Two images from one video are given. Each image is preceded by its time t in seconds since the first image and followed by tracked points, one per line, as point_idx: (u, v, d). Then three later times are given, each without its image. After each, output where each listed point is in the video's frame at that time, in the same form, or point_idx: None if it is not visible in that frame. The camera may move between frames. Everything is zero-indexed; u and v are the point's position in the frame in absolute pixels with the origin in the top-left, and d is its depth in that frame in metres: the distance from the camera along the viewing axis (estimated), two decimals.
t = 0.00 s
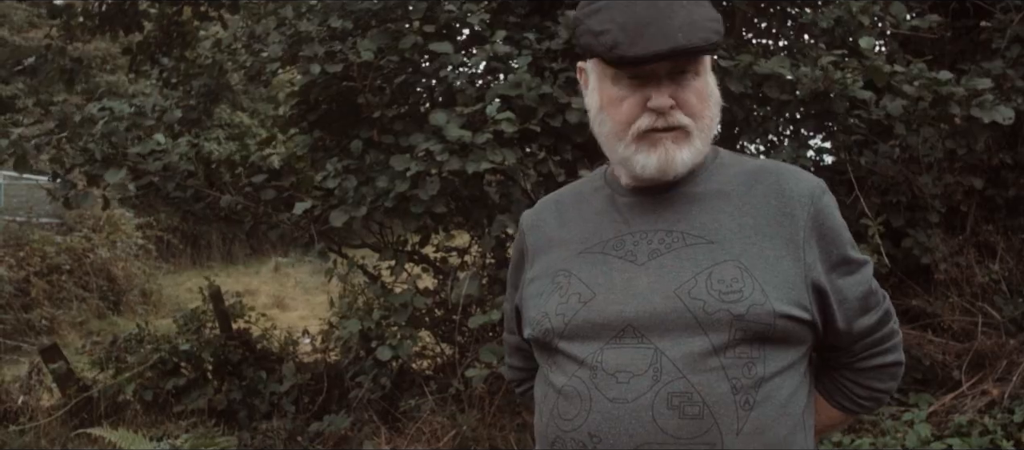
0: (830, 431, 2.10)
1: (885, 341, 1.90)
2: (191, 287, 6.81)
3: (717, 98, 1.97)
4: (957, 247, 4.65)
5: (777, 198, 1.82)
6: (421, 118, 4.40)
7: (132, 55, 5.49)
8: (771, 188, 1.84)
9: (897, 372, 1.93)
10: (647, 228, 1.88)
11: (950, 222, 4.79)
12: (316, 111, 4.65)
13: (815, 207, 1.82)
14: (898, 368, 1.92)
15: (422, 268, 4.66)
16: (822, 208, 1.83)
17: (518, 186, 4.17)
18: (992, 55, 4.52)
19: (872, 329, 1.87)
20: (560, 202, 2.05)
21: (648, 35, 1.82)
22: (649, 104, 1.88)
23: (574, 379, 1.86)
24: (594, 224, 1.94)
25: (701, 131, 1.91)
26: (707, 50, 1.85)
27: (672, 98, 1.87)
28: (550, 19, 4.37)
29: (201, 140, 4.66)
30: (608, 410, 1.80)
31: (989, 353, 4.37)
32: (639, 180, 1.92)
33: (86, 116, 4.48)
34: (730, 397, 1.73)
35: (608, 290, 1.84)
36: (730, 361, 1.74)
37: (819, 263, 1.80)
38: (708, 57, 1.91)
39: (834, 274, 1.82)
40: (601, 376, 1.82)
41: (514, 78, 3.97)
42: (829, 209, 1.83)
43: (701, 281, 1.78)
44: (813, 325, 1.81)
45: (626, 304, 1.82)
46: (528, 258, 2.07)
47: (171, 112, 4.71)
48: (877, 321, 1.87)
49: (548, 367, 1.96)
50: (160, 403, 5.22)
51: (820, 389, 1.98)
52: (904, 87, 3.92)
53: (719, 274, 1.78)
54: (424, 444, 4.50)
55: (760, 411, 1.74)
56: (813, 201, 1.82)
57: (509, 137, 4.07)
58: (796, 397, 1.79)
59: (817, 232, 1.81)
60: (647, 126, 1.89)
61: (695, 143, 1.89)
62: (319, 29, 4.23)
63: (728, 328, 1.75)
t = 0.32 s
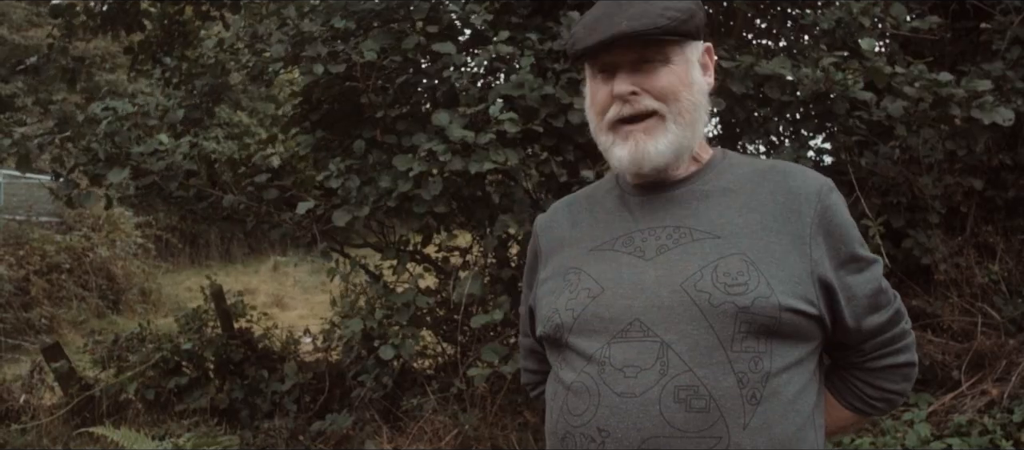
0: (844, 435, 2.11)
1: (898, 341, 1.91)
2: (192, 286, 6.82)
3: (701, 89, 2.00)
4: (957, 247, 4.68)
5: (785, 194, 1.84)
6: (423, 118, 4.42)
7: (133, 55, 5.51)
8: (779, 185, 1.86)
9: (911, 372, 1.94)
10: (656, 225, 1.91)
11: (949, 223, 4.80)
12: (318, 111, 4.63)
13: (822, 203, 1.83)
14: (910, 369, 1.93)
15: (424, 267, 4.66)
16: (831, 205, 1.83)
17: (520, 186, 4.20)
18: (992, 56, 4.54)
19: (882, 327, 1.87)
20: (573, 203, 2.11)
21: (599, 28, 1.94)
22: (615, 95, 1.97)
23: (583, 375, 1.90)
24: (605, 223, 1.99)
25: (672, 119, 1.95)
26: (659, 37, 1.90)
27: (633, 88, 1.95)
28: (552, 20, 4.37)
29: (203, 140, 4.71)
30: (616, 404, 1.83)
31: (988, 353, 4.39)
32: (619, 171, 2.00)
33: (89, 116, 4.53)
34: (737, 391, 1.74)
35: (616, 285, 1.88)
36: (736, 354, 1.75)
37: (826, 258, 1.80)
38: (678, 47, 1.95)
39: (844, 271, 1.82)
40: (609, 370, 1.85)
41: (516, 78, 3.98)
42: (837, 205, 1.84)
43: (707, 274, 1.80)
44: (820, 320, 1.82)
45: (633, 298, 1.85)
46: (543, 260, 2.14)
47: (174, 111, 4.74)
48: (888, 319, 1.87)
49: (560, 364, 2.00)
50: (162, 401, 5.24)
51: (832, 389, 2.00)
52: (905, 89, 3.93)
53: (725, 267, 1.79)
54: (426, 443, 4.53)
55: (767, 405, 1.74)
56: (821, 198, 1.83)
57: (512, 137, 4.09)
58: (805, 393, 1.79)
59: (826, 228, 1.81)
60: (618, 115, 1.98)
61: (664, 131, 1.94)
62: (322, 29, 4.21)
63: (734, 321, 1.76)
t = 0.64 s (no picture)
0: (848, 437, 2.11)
1: (894, 341, 1.92)
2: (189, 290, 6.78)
3: (675, 89, 2.02)
4: (948, 250, 4.69)
5: (777, 194, 1.86)
6: (420, 120, 4.42)
7: (130, 56, 5.43)
8: (771, 184, 1.88)
9: (910, 373, 1.93)
10: (648, 224, 1.95)
11: (941, 224, 4.81)
12: (314, 113, 4.60)
13: (813, 202, 1.85)
14: (910, 369, 1.93)
15: (419, 269, 4.66)
16: (823, 203, 1.85)
17: (516, 188, 4.21)
18: (984, 60, 4.58)
19: (876, 327, 1.89)
20: (573, 204, 2.17)
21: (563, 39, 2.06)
22: (588, 101, 2.06)
23: (574, 369, 1.94)
24: (599, 223, 2.04)
25: (641, 120, 1.99)
26: (611, 42, 1.97)
27: (599, 92, 2.03)
28: (549, 23, 4.40)
29: (202, 143, 4.68)
30: (603, 398, 1.87)
31: (979, 356, 4.42)
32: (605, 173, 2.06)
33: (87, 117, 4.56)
34: (721, 386, 1.77)
35: (606, 282, 1.92)
36: (721, 350, 1.78)
37: (817, 257, 1.82)
38: (643, 50, 2.00)
39: (837, 270, 1.84)
40: (597, 365, 1.89)
41: (512, 80, 4.00)
42: (830, 204, 1.86)
43: (694, 270, 1.83)
44: (811, 319, 1.84)
45: (622, 295, 1.89)
46: (544, 259, 2.19)
47: (172, 112, 4.76)
48: (882, 318, 1.88)
49: (554, 359, 2.04)
50: (156, 402, 5.23)
51: (827, 388, 2.02)
52: (897, 93, 3.96)
53: (712, 264, 1.82)
54: (422, 443, 4.53)
55: (751, 402, 1.76)
56: (813, 197, 1.85)
57: (509, 140, 4.12)
58: (796, 392, 1.81)
59: (816, 225, 1.83)
60: (591, 121, 2.07)
61: (632, 132, 1.99)
62: (319, 31, 4.24)
63: (719, 317, 1.79)
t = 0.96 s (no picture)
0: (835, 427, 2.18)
1: (892, 339, 1.98)
2: (192, 290, 6.77)
3: (717, 89, 2.06)
4: (948, 249, 4.73)
5: (790, 195, 1.89)
6: (423, 120, 4.45)
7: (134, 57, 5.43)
8: (785, 186, 1.91)
9: (903, 370, 2.00)
10: (662, 221, 1.96)
11: (941, 223, 4.84)
12: (319, 113, 4.64)
13: (825, 206, 1.88)
14: (904, 367, 2.00)
15: (422, 267, 4.69)
16: (833, 207, 1.89)
17: (518, 187, 4.22)
18: (983, 60, 4.61)
19: (875, 327, 1.95)
20: (580, 193, 2.15)
21: (627, 14, 1.99)
22: (637, 84, 2.03)
23: (587, 364, 1.95)
24: (610, 217, 2.03)
25: (689, 113, 2.01)
26: (685, 29, 1.96)
27: (654, 78, 2.01)
28: (551, 24, 4.43)
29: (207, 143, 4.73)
30: (620, 395, 1.88)
31: (978, 353, 4.46)
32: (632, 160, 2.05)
33: (94, 116, 4.58)
34: (738, 386, 1.80)
35: (623, 278, 1.93)
36: (739, 350, 1.81)
37: (828, 259, 1.86)
38: (703, 44, 2.01)
39: (843, 273, 1.89)
40: (613, 361, 1.90)
41: (515, 80, 4.06)
42: (839, 208, 1.89)
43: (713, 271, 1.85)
44: (820, 318, 1.87)
45: (641, 292, 1.89)
46: (545, 248, 2.17)
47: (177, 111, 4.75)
48: (881, 318, 1.95)
49: (564, 353, 2.04)
50: (161, 400, 5.26)
51: (825, 383, 2.06)
52: (897, 93, 3.98)
53: (730, 265, 1.84)
54: (424, 441, 4.54)
55: (766, 400, 1.80)
56: (825, 201, 1.88)
57: (512, 140, 4.17)
58: (804, 390, 1.86)
59: (827, 230, 1.87)
60: (635, 104, 2.03)
61: (681, 123, 2.00)
62: (323, 32, 4.26)
63: (737, 318, 1.82)
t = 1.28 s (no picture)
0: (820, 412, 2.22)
1: (875, 324, 2.02)
2: (187, 286, 6.75)
3: (701, 84, 2.09)
4: (937, 245, 4.78)
5: (776, 184, 1.95)
6: (418, 117, 4.47)
7: (130, 52, 5.49)
8: (770, 175, 1.96)
9: (886, 354, 2.05)
10: (652, 208, 2.01)
11: (930, 219, 4.89)
12: (315, 108, 4.68)
13: (810, 194, 1.93)
14: (886, 351, 2.05)
15: (416, 263, 4.69)
16: (817, 196, 1.94)
17: (513, 182, 4.30)
18: (971, 59, 4.68)
19: (860, 313, 1.99)
20: (571, 183, 2.19)
21: (606, 17, 2.03)
22: (619, 82, 2.07)
23: (578, 347, 1.99)
24: (601, 204, 2.08)
25: (672, 109, 2.04)
26: (663, 30, 2.00)
27: (635, 77, 2.04)
28: (545, 22, 4.47)
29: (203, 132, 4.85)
30: (610, 377, 1.93)
31: (966, 347, 4.51)
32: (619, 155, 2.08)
33: (91, 110, 4.59)
34: (725, 367, 1.85)
35: (613, 263, 1.97)
36: (726, 333, 1.86)
37: (813, 246, 1.91)
38: (683, 41, 2.04)
39: (828, 258, 1.94)
40: (604, 344, 1.94)
41: (510, 77, 4.09)
42: (824, 196, 1.95)
43: (700, 256, 1.90)
44: (804, 303, 1.92)
45: (630, 277, 1.94)
46: (537, 236, 2.21)
47: (174, 107, 4.86)
48: (866, 303, 1.99)
49: (554, 337, 2.08)
50: (157, 393, 5.29)
51: (807, 365, 2.10)
52: (887, 90, 4.02)
53: (717, 250, 1.89)
54: (419, 435, 4.59)
55: (751, 381, 1.85)
56: (809, 189, 1.94)
57: (507, 135, 4.22)
58: (788, 372, 1.91)
59: (812, 217, 1.92)
60: (619, 103, 2.07)
61: (664, 120, 2.03)
62: (319, 27, 4.34)
63: (724, 302, 1.87)
